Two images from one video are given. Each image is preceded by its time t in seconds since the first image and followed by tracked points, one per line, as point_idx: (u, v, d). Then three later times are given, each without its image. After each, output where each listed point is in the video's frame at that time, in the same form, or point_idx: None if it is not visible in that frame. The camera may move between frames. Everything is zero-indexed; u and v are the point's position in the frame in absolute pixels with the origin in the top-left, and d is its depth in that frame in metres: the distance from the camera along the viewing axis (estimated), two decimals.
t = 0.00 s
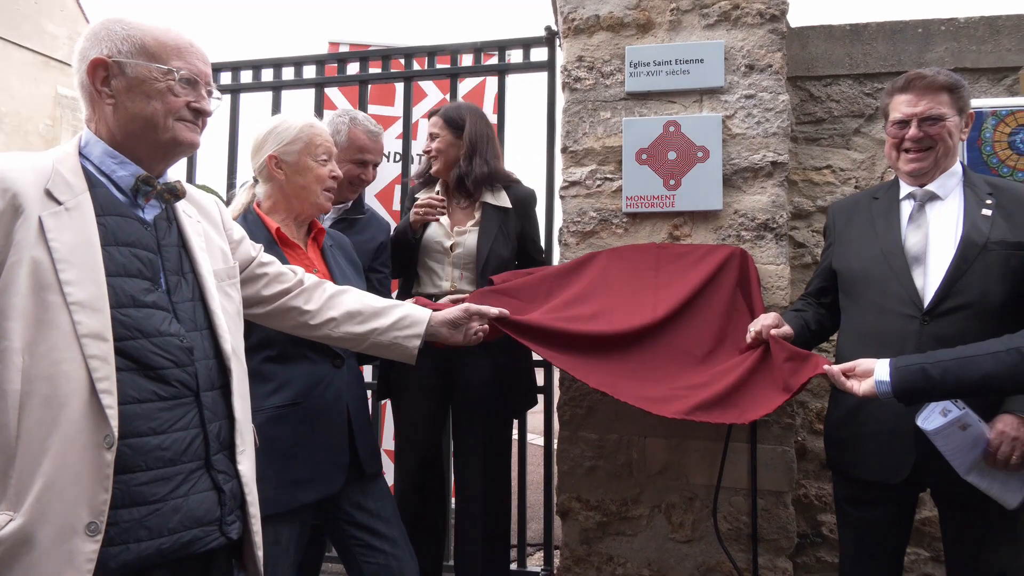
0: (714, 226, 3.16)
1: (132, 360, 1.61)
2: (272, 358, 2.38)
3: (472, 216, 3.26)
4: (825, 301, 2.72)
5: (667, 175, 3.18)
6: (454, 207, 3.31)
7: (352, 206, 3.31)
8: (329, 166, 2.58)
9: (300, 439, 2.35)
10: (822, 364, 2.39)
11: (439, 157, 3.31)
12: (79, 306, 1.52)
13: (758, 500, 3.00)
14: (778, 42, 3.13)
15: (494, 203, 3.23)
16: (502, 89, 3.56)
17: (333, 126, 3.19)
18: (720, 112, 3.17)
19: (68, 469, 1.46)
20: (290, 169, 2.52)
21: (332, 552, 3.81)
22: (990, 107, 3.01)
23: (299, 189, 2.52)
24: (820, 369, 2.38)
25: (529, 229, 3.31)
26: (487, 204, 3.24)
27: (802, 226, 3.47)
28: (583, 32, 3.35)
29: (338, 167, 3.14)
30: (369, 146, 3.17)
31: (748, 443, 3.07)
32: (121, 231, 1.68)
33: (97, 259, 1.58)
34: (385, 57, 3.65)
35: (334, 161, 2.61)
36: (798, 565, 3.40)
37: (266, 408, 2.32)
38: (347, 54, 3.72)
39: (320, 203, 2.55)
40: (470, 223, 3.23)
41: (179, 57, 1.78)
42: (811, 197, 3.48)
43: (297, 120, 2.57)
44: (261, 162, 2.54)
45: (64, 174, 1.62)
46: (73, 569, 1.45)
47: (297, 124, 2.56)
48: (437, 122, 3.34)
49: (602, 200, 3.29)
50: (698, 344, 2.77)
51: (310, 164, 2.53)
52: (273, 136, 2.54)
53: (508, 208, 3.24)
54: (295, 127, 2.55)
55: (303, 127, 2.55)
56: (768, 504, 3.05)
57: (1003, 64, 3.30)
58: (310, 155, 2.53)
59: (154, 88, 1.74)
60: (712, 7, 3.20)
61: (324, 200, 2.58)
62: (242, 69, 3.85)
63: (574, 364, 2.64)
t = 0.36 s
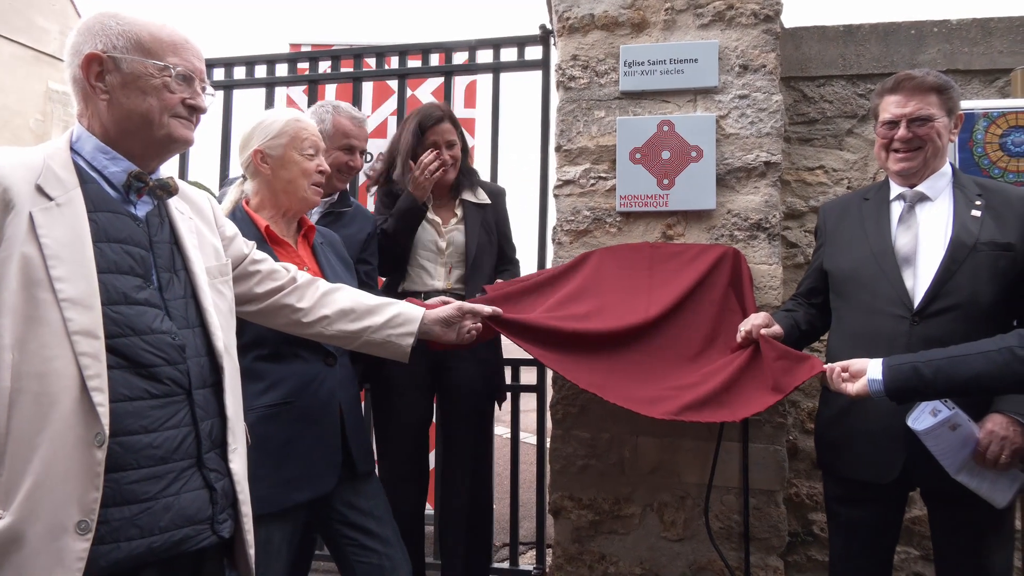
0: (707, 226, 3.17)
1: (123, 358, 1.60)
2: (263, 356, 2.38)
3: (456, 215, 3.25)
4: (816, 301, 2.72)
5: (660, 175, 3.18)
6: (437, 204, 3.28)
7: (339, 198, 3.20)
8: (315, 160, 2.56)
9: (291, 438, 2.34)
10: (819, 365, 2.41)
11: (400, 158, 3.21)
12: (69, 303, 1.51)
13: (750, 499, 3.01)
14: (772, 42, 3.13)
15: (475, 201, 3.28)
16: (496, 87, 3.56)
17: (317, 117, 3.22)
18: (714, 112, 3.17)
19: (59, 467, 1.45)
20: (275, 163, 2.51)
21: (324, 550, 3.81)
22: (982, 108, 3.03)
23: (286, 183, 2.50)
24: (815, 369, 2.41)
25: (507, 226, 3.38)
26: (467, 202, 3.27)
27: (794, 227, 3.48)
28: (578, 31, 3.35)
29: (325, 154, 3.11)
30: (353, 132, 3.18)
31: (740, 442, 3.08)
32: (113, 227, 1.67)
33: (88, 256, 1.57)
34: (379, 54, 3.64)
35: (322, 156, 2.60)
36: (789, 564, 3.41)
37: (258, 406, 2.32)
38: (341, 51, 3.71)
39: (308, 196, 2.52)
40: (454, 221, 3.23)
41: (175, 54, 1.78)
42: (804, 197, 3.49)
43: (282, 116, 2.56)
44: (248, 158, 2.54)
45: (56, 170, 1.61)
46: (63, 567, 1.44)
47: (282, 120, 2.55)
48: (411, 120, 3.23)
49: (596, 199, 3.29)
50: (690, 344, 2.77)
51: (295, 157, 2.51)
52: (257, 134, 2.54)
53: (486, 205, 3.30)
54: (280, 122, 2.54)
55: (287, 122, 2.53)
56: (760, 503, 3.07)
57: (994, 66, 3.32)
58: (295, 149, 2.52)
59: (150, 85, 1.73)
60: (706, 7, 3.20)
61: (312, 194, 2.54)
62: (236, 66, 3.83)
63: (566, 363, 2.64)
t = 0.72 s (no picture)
0: (701, 226, 3.18)
1: (116, 354, 1.59)
2: (256, 354, 2.38)
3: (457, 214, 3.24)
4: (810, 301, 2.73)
5: (655, 175, 3.19)
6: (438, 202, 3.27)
7: (328, 192, 3.24)
8: (289, 154, 2.51)
9: (284, 436, 2.34)
10: (814, 365, 2.42)
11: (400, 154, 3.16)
12: (62, 298, 1.50)
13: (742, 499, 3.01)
14: (767, 43, 3.14)
15: (477, 201, 3.26)
16: (491, 86, 3.55)
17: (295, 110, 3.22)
18: (709, 113, 3.18)
19: (50, 462, 1.45)
20: (248, 158, 2.50)
21: (316, 549, 3.80)
22: (975, 111, 3.04)
23: (256, 178, 2.49)
24: (809, 369, 2.40)
25: (510, 224, 3.39)
26: (468, 202, 3.25)
27: (788, 227, 3.49)
28: (573, 30, 3.35)
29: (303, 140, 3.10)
30: (331, 119, 3.17)
31: (733, 443, 3.09)
32: (106, 223, 1.66)
33: (81, 251, 1.56)
34: (375, 52, 3.63)
35: (298, 149, 2.55)
36: (780, 563, 3.42)
37: (251, 405, 2.31)
38: (336, 49, 3.70)
39: (278, 190, 2.48)
40: (455, 221, 3.22)
41: (173, 52, 1.78)
42: (798, 198, 3.49)
43: (255, 114, 2.57)
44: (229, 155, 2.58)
45: (49, 166, 1.60)
46: (54, 564, 1.43)
47: (256, 116, 2.56)
48: (420, 114, 3.17)
49: (591, 199, 3.29)
50: (684, 344, 2.78)
51: (265, 152, 2.49)
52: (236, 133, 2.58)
53: (489, 205, 3.29)
54: (255, 120, 2.55)
55: (260, 117, 2.54)
56: (752, 503, 3.07)
57: (987, 69, 3.34)
58: (266, 144, 2.50)
59: (148, 83, 1.73)
60: (702, 8, 3.21)
61: (284, 189, 2.49)
62: (230, 63, 3.82)
63: (560, 362, 2.64)
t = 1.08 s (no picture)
0: (700, 226, 3.18)
1: (115, 351, 1.59)
2: (255, 352, 2.37)
3: (454, 210, 3.24)
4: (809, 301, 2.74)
5: (653, 175, 3.19)
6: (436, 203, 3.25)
7: (329, 190, 3.21)
8: (284, 145, 2.51)
9: (282, 434, 2.34)
10: (813, 366, 2.42)
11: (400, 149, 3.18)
12: (61, 295, 1.50)
13: (740, 499, 3.02)
14: (766, 44, 3.15)
15: (473, 194, 3.26)
16: (491, 85, 3.55)
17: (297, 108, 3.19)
18: (707, 113, 3.18)
19: (50, 459, 1.44)
20: (246, 154, 2.52)
21: (313, 548, 3.80)
22: (974, 112, 3.05)
23: (253, 172, 2.50)
24: (808, 371, 2.40)
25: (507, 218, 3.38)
26: (464, 196, 3.25)
27: (786, 228, 3.50)
28: (573, 30, 3.35)
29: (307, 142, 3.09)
30: (336, 119, 3.15)
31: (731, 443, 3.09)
32: (105, 220, 1.66)
33: (80, 248, 1.56)
34: (374, 51, 3.63)
35: (293, 141, 2.55)
36: (778, 564, 3.43)
37: (249, 403, 2.31)
38: (336, 47, 3.70)
39: (273, 181, 2.48)
40: (454, 219, 3.22)
41: (173, 50, 1.77)
42: (796, 199, 3.50)
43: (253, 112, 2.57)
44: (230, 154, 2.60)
45: (47, 162, 1.60)
46: (53, 560, 1.43)
47: (255, 114, 2.57)
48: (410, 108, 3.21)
49: (590, 198, 3.29)
50: (683, 344, 2.78)
51: (260, 144, 2.50)
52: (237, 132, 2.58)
53: (485, 198, 3.29)
54: (253, 117, 2.57)
55: (258, 113, 2.56)
56: (750, 503, 3.08)
57: (986, 70, 3.34)
58: (261, 137, 2.51)
59: (148, 81, 1.72)
60: (701, 8, 3.21)
61: (278, 180, 2.48)
62: (229, 61, 3.81)
63: (557, 361, 2.64)
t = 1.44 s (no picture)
0: (699, 225, 3.18)
1: (112, 350, 1.59)
2: (254, 351, 2.37)
3: (459, 207, 3.25)
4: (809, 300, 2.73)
5: (652, 173, 3.19)
6: (438, 199, 3.26)
7: (329, 190, 3.21)
8: (287, 144, 2.51)
9: (280, 434, 2.33)
10: (812, 365, 2.42)
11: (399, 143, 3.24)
12: (57, 294, 1.50)
13: (739, 497, 3.02)
14: (765, 42, 3.15)
15: (477, 191, 3.27)
16: (490, 84, 3.55)
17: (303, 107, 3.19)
18: (707, 111, 3.18)
19: (45, 458, 1.44)
20: (248, 152, 2.52)
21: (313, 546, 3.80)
22: (974, 110, 3.04)
23: (256, 171, 2.49)
24: (807, 369, 2.40)
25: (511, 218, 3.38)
26: (470, 194, 3.26)
27: (786, 226, 3.49)
28: (572, 28, 3.34)
29: (313, 143, 3.11)
30: (342, 120, 3.17)
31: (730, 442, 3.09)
32: (101, 219, 1.65)
33: (76, 247, 1.56)
34: (373, 50, 3.62)
35: (296, 140, 2.55)
36: (777, 562, 3.42)
37: (247, 403, 2.31)
38: (334, 46, 3.69)
39: (275, 180, 2.47)
40: (459, 217, 3.22)
41: (168, 47, 1.77)
42: (796, 197, 3.49)
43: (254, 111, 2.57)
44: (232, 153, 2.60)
45: (43, 161, 1.59)
46: (49, 560, 1.42)
47: (256, 112, 2.57)
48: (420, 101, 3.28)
49: (589, 197, 3.29)
50: (681, 343, 2.77)
51: (263, 143, 2.50)
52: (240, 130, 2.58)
53: (490, 195, 3.29)
54: (256, 115, 2.56)
55: (260, 112, 2.56)
56: (749, 502, 3.07)
57: (986, 68, 3.34)
58: (263, 136, 2.51)
59: (142, 78, 1.72)
60: (700, 6, 3.20)
61: (280, 179, 2.48)
62: (228, 59, 3.81)
63: (556, 361, 2.64)
